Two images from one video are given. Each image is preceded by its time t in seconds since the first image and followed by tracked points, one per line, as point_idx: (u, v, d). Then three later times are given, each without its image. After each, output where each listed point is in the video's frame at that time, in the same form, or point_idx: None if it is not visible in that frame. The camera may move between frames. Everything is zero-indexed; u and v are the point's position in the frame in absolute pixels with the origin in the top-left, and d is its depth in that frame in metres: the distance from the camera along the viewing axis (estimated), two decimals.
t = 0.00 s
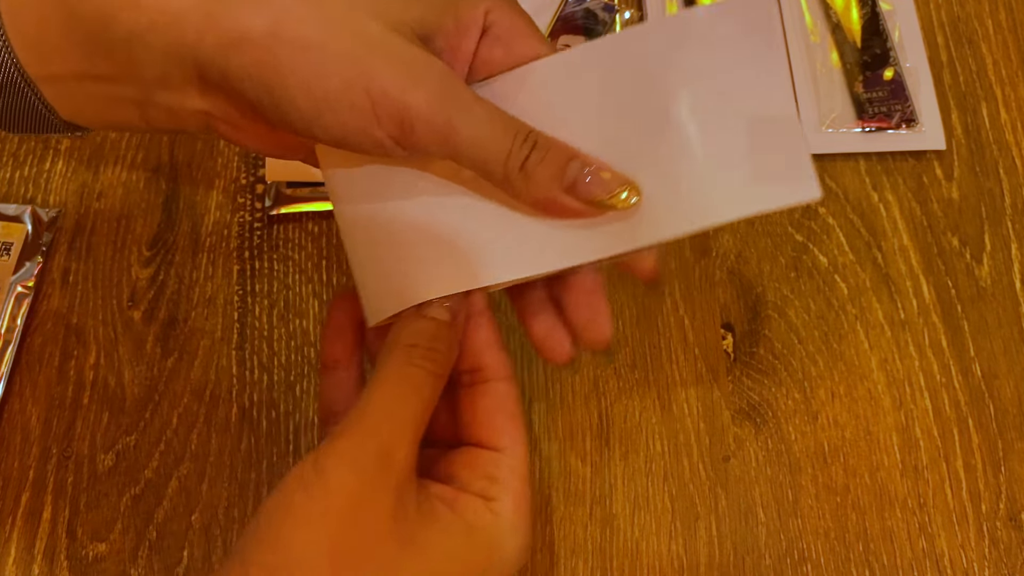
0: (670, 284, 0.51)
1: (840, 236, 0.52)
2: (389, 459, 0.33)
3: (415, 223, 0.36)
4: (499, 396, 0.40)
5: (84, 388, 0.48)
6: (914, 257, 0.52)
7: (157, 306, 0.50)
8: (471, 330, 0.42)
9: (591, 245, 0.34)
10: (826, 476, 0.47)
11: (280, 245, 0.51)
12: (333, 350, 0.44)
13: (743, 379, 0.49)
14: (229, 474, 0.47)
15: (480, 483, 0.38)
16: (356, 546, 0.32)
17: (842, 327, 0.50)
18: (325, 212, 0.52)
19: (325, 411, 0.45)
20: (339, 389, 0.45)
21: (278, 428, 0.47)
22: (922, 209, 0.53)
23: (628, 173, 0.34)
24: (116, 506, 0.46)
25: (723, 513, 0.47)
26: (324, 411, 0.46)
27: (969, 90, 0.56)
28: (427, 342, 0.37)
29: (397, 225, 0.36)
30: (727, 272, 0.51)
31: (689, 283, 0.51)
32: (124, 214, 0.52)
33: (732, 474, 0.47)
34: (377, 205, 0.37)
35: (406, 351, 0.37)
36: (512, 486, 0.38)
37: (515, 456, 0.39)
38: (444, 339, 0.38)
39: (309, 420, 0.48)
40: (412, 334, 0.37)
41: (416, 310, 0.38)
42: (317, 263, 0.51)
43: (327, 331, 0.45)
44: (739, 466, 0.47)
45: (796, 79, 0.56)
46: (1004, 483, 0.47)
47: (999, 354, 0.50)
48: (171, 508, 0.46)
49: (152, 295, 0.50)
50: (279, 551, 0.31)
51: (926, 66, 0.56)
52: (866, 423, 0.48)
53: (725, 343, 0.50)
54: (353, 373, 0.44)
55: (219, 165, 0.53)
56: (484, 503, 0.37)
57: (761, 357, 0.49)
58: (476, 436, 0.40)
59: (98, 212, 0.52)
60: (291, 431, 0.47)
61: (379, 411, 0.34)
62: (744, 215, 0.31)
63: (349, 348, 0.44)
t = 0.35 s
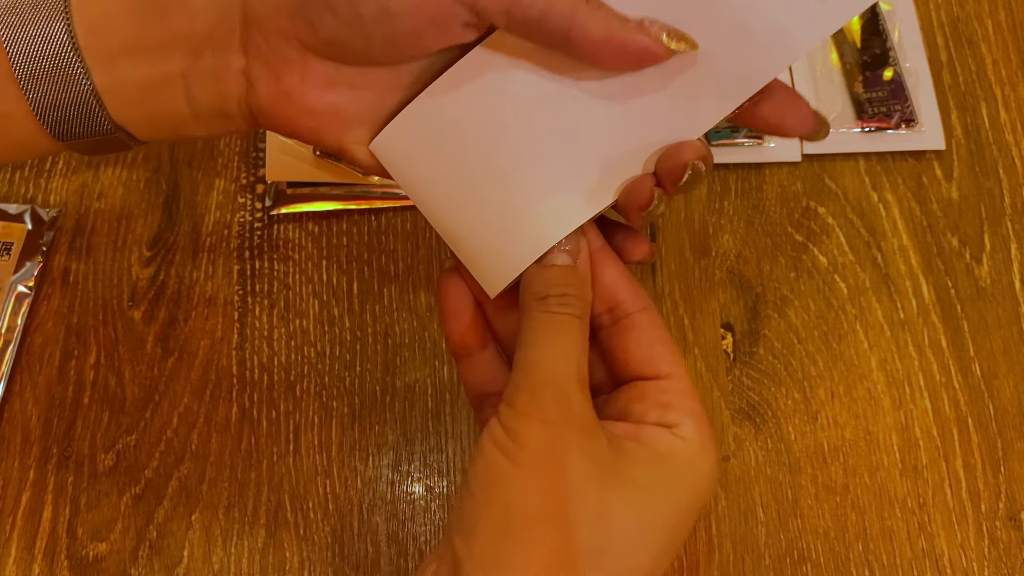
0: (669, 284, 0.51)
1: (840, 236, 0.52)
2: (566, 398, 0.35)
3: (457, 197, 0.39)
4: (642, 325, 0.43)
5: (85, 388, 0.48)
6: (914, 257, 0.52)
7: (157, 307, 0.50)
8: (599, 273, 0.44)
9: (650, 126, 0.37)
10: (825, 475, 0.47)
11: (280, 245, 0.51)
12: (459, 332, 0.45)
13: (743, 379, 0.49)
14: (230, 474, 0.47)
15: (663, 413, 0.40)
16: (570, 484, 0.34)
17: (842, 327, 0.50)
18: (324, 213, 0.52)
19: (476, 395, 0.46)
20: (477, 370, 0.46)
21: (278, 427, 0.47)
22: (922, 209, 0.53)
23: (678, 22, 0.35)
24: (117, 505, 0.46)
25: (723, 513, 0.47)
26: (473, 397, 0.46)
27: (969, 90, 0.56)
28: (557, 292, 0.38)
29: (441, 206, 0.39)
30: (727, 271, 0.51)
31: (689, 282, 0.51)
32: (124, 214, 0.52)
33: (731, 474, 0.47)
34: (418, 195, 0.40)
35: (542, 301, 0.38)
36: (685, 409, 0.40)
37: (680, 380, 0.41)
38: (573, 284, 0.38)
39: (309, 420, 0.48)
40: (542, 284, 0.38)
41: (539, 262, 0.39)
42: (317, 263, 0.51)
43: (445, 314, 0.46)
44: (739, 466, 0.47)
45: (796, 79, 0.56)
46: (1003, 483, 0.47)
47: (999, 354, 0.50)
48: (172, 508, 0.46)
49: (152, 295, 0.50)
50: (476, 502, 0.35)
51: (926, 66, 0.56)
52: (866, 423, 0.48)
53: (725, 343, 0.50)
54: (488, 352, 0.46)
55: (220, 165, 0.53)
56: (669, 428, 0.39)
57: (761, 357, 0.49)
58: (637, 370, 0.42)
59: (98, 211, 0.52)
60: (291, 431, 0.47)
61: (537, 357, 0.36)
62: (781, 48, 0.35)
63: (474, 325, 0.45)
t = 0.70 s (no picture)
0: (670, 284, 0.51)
1: (840, 236, 0.52)
2: (628, 381, 0.37)
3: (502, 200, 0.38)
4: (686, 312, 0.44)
5: (85, 388, 0.48)
6: (913, 257, 0.52)
7: (157, 307, 0.50)
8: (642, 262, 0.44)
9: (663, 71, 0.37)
10: (825, 475, 0.47)
11: (280, 245, 0.51)
12: (501, 323, 0.46)
13: (743, 379, 0.49)
14: (229, 474, 0.47)
15: (707, 396, 0.41)
16: (641, 461, 0.35)
17: (842, 327, 0.50)
18: (324, 213, 0.52)
19: (515, 381, 0.47)
20: (516, 358, 0.47)
21: (278, 427, 0.48)
22: (922, 209, 0.53)
23: None
24: (116, 505, 0.46)
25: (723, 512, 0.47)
26: (511, 383, 0.48)
27: (969, 89, 0.56)
28: (610, 274, 0.38)
29: (488, 214, 0.39)
30: (727, 272, 0.51)
31: (689, 282, 0.51)
32: (124, 215, 0.52)
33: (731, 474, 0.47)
34: (461, 211, 0.39)
35: (595, 283, 0.38)
36: (727, 392, 0.41)
37: (722, 365, 0.42)
38: (624, 266, 0.39)
39: (309, 420, 0.48)
40: (596, 267, 0.38)
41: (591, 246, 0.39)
42: (317, 263, 0.51)
43: (485, 304, 0.46)
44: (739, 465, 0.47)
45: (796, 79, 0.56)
46: (1003, 483, 0.47)
47: (999, 354, 0.50)
48: (172, 508, 0.46)
49: (152, 295, 0.50)
50: (545, 481, 0.35)
51: (926, 66, 0.56)
52: (866, 422, 0.48)
53: (725, 343, 0.50)
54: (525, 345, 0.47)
55: (220, 165, 0.53)
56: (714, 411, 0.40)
57: (761, 357, 0.49)
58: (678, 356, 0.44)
59: (99, 212, 0.52)
60: (291, 431, 0.47)
61: (596, 340, 0.37)
62: None
63: (516, 317, 0.46)
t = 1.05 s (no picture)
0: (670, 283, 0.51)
1: (840, 236, 0.52)
2: (652, 291, 0.38)
3: (506, 130, 0.40)
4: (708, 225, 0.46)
5: (85, 388, 0.48)
6: (914, 257, 0.52)
7: (157, 307, 0.50)
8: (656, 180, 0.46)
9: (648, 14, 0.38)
10: (825, 475, 0.47)
11: (280, 245, 0.51)
12: (518, 259, 0.47)
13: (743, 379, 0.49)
14: (230, 474, 0.47)
15: (734, 304, 0.43)
16: (671, 369, 0.36)
17: (842, 327, 0.50)
18: (325, 213, 0.52)
19: (543, 317, 0.48)
20: (540, 295, 0.47)
21: (278, 427, 0.48)
22: (922, 209, 0.53)
23: None
24: (116, 505, 0.46)
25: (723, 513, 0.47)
26: (538, 321, 0.48)
27: (969, 89, 0.56)
28: (625, 190, 0.39)
29: (491, 153, 0.40)
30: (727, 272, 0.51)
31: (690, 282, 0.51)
32: (125, 215, 0.52)
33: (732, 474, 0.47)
34: (466, 148, 0.40)
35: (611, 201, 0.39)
36: (754, 298, 0.43)
37: (746, 274, 0.44)
38: (635, 180, 0.39)
39: (309, 420, 0.48)
40: (609, 184, 0.39)
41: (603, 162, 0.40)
42: (317, 263, 0.51)
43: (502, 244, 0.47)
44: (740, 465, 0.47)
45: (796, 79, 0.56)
46: (1004, 484, 0.47)
47: (999, 354, 0.50)
48: (172, 508, 0.46)
49: (153, 295, 0.50)
50: (582, 407, 0.37)
51: (926, 66, 0.56)
52: (866, 422, 0.48)
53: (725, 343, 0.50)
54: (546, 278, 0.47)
55: (220, 165, 0.53)
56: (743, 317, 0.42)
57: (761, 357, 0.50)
58: (702, 270, 0.45)
59: (99, 212, 0.52)
60: (291, 431, 0.48)
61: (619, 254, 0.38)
62: None
63: (532, 252, 0.47)
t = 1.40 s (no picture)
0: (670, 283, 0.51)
1: (840, 236, 0.52)
2: (654, 314, 0.38)
3: (478, 149, 0.40)
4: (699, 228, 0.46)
5: (85, 387, 0.48)
6: (914, 257, 0.52)
7: (157, 307, 0.50)
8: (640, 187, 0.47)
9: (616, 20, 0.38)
10: (825, 475, 0.47)
11: (280, 245, 0.51)
12: (506, 273, 0.47)
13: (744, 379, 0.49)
14: (230, 474, 0.47)
15: (728, 310, 0.43)
16: (673, 386, 0.36)
17: (842, 326, 0.50)
18: (325, 213, 0.52)
19: (533, 327, 0.48)
20: (529, 306, 0.48)
21: (278, 427, 0.48)
22: (922, 209, 0.53)
23: None
24: (116, 505, 0.46)
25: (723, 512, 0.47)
26: (529, 331, 0.48)
27: (968, 89, 0.56)
28: (610, 211, 0.40)
29: (473, 169, 0.40)
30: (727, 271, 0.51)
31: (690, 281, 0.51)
32: (125, 215, 0.52)
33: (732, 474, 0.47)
34: (439, 169, 0.41)
35: (600, 224, 0.40)
36: (747, 302, 0.43)
37: (736, 276, 0.45)
38: (620, 199, 0.41)
39: (309, 420, 0.48)
40: (594, 205, 0.40)
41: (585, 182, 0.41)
42: (317, 263, 0.51)
43: (486, 256, 0.47)
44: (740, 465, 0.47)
45: (796, 78, 0.56)
46: (1004, 483, 0.47)
47: (999, 354, 0.50)
48: (172, 507, 0.46)
49: (153, 295, 0.50)
50: (587, 419, 0.37)
51: (926, 66, 0.56)
52: (866, 422, 0.48)
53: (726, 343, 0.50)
54: (533, 287, 0.48)
55: (220, 165, 0.54)
56: (738, 323, 0.42)
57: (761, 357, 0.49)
58: (693, 274, 0.46)
59: (99, 212, 0.52)
60: (291, 430, 0.47)
61: (619, 279, 0.39)
62: None
63: (516, 262, 0.47)
